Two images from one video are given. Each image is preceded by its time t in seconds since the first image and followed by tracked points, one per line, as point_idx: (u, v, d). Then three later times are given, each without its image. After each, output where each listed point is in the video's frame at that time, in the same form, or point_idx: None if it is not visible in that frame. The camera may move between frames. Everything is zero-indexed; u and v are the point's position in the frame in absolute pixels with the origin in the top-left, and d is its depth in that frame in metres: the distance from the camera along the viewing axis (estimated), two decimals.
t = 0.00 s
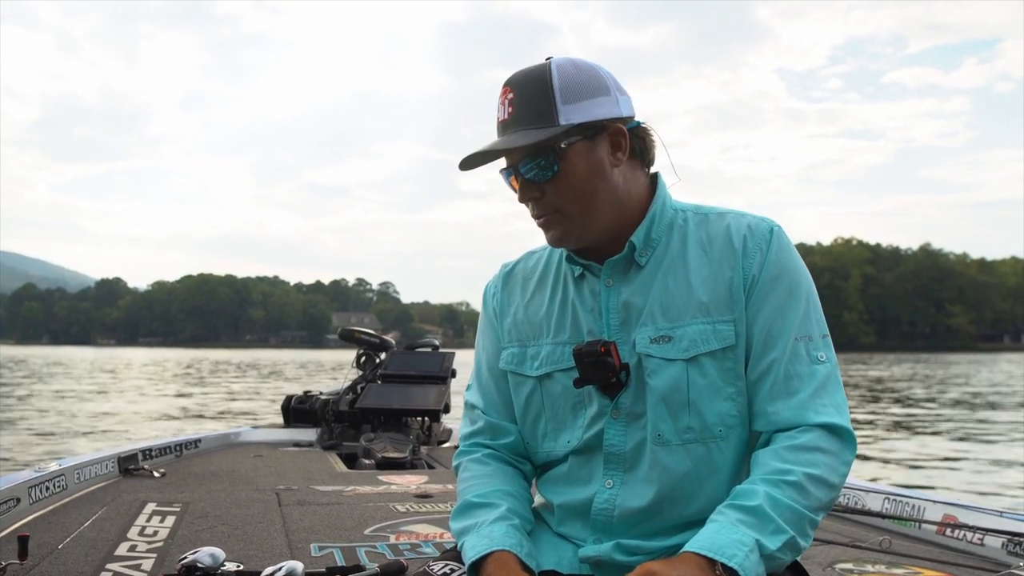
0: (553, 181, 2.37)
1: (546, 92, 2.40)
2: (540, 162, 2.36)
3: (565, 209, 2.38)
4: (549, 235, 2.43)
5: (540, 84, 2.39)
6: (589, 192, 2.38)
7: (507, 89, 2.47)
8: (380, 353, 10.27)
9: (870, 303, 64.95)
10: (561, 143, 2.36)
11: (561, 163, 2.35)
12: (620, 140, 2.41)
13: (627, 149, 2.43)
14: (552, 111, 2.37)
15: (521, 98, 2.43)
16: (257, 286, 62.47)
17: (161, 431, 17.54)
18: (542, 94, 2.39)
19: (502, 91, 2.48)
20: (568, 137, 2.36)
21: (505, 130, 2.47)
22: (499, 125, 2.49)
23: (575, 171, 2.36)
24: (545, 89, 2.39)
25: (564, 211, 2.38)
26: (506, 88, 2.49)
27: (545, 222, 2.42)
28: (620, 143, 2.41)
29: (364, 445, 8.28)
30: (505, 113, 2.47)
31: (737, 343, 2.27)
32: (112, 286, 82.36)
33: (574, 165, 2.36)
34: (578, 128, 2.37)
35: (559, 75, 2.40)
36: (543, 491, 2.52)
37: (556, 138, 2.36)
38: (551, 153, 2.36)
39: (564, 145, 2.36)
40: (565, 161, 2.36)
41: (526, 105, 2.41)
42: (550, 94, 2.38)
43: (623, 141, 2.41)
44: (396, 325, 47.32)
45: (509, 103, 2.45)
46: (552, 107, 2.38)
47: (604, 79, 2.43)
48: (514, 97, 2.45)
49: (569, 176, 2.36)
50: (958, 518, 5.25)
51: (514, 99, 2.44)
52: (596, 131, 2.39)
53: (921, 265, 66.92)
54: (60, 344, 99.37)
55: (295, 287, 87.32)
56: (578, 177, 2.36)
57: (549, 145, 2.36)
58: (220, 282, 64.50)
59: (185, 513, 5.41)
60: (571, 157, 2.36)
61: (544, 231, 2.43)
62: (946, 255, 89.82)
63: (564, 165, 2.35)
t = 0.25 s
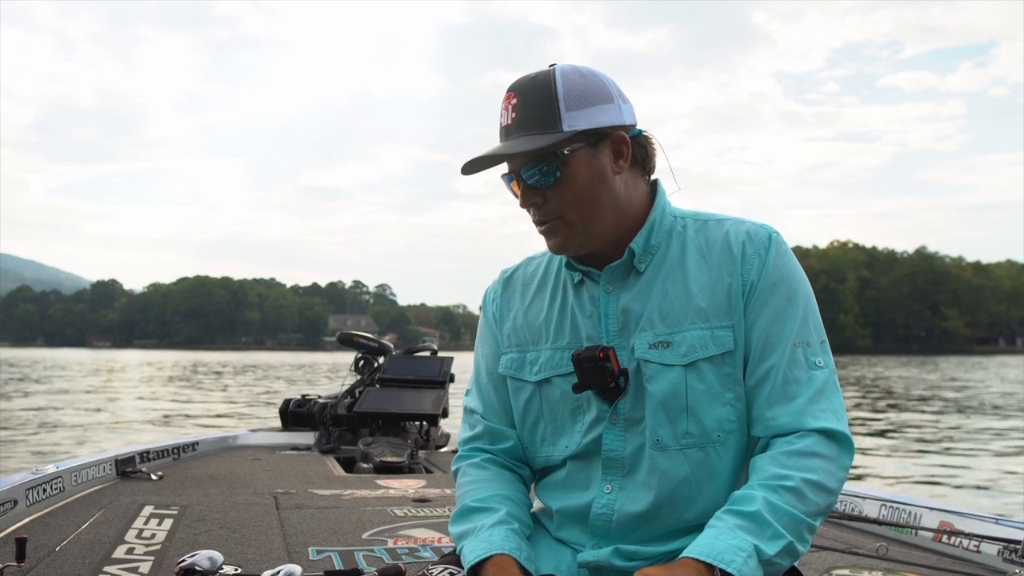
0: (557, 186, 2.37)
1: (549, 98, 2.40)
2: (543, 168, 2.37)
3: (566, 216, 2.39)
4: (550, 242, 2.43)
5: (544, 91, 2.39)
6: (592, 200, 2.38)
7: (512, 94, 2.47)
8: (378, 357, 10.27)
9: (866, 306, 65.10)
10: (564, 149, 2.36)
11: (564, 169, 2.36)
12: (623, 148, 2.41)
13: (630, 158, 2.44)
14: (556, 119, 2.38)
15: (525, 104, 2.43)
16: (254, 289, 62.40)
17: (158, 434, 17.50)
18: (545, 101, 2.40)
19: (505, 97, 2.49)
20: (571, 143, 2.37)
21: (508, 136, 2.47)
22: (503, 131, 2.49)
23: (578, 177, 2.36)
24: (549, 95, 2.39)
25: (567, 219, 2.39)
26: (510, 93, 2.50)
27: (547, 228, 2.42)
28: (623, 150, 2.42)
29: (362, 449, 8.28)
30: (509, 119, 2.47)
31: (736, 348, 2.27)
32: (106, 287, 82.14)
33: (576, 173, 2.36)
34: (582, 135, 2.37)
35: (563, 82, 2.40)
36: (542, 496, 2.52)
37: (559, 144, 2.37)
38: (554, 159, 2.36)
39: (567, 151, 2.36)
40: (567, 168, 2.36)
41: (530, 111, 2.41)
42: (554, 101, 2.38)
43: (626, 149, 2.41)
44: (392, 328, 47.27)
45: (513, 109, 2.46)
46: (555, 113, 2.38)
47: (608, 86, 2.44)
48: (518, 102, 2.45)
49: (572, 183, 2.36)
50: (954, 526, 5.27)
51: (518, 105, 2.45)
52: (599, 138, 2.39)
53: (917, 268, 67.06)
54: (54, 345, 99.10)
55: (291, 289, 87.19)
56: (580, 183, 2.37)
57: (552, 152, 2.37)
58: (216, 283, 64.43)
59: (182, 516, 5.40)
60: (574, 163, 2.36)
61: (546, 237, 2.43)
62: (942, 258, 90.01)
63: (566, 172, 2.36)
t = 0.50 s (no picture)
0: (558, 190, 2.37)
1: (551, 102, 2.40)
2: (545, 171, 2.37)
3: (568, 220, 2.39)
4: (552, 245, 2.43)
5: (547, 94, 2.39)
6: (593, 204, 2.39)
7: (515, 96, 2.47)
8: (377, 360, 10.26)
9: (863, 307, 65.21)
10: (566, 152, 2.36)
11: (566, 173, 2.36)
12: (624, 153, 2.42)
13: (633, 163, 2.45)
14: (558, 122, 2.38)
15: (528, 107, 2.42)
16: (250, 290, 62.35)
17: (155, 436, 17.47)
18: (547, 104, 2.40)
19: (508, 100, 2.48)
20: (574, 146, 2.37)
21: (510, 138, 2.46)
22: (505, 134, 2.49)
23: (579, 181, 2.37)
24: (551, 99, 2.39)
25: (568, 222, 2.39)
26: (512, 96, 2.49)
27: (549, 231, 2.42)
28: (625, 155, 2.43)
29: (361, 452, 8.27)
30: (512, 122, 2.47)
31: (737, 350, 2.27)
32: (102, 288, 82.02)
33: (579, 176, 2.37)
34: (584, 139, 2.37)
35: (566, 87, 2.40)
36: (541, 499, 2.52)
37: (561, 147, 2.37)
38: (556, 163, 2.37)
39: (569, 154, 2.36)
40: (569, 171, 2.36)
41: (533, 114, 2.41)
42: (556, 104, 2.39)
43: (631, 158, 2.43)
44: (389, 329, 47.24)
45: (516, 111, 2.45)
46: (558, 116, 2.38)
47: (610, 91, 2.44)
48: (521, 105, 2.45)
49: (575, 186, 2.37)
50: (953, 530, 5.28)
51: (521, 107, 2.44)
52: (600, 142, 2.40)
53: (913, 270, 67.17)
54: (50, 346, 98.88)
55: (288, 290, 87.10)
56: (582, 187, 2.37)
57: (555, 155, 2.37)
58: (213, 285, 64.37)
59: (181, 519, 5.39)
60: (576, 167, 2.37)
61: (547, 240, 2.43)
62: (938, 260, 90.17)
63: (569, 175, 2.36)
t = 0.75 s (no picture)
0: (560, 189, 2.37)
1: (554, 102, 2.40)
2: (547, 170, 2.37)
3: (570, 220, 2.39)
4: (553, 244, 2.43)
5: (551, 94, 2.39)
6: (594, 204, 2.39)
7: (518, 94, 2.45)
8: (376, 362, 10.25)
9: (859, 309, 65.30)
10: (569, 151, 2.36)
11: (569, 173, 2.36)
12: (627, 154, 2.43)
13: (636, 162, 2.46)
14: (562, 122, 2.38)
15: (531, 105, 2.41)
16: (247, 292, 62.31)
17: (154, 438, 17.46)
18: (550, 103, 2.39)
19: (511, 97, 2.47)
20: (577, 145, 2.37)
21: (513, 137, 2.45)
22: (507, 133, 2.47)
23: (582, 180, 2.37)
24: (553, 99, 2.39)
25: (569, 222, 2.39)
26: (515, 95, 2.48)
27: (550, 231, 2.41)
28: (628, 155, 2.43)
29: (360, 454, 8.27)
30: (514, 120, 2.45)
31: (735, 350, 2.27)
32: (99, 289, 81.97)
33: (580, 175, 2.36)
34: (588, 138, 2.37)
35: (570, 87, 2.40)
36: (540, 500, 2.52)
37: (564, 146, 2.37)
38: (560, 161, 2.36)
39: (571, 153, 2.36)
40: (572, 170, 2.36)
41: (535, 113, 2.41)
42: (559, 104, 2.38)
43: (632, 156, 2.42)
44: (385, 331, 47.30)
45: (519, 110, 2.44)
46: (560, 116, 2.38)
47: (612, 93, 2.44)
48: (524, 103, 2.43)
49: (578, 186, 2.37)
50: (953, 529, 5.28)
51: (524, 106, 2.43)
52: (603, 142, 2.39)
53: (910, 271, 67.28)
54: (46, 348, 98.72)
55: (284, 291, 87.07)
56: (585, 186, 2.37)
57: (557, 154, 2.37)
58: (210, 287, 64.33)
59: (180, 522, 5.38)
60: (579, 165, 2.37)
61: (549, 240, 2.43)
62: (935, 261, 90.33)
63: (572, 174, 2.36)
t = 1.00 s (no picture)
0: (599, 163, 2.40)
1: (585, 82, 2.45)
2: (588, 144, 2.40)
3: (607, 193, 2.41)
4: (587, 218, 2.41)
5: (583, 73, 2.43)
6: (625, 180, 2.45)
7: (544, 73, 2.44)
8: (375, 361, 10.25)
9: (857, 309, 65.36)
10: (606, 126, 2.42)
11: (609, 147, 2.40)
12: (637, 143, 2.55)
13: (643, 152, 2.57)
14: (596, 99, 2.43)
15: (564, 82, 2.42)
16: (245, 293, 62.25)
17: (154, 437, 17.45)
18: (583, 82, 2.43)
19: (535, 75, 2.44)
20: (611, 122, 2.43)
21: (541, 113, 2.42)
22: (534, 109, 2.43)
23: (617, 157, 2.42)
24: (587, 77, 2.43)
25: (607, 194, 2.41)
26: (536, 74, 2.46)
27: (587, 204, 2.40)
28: (637, 145, 2.55)
29: (360, 453, 8.27)
30: (541, 97, 2.43)
31: (732, 343, 2.28)
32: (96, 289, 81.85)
33: (615, 153, 2.42)
34: (618, 118, 2.45)
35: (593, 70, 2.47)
36: (540, 497, 2.52)
37: (601, 122, 2.42)
38: (600, 136, 2.40)
39: (609, 127, 2.41)
40: (608, 145, 2.41)
41: (568, 89, 2.41)
42: (592, 84, 2.44)
43: (641, 147, 2.55)
44: (383, 331, 47.34)
45: (549, 86, 2.42)
46: (594, 95, 2.43)
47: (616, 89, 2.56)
48: (554, 81, 2.42)
49: (615, 161, 2.42)
50: (953, 523, 5.30)
51: (555, 82, 2.42)
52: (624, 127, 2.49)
53: (907, 271, 67.35)
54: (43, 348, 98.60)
55: (282, 291, 87.02)
56: (619, 163, 2.43)
57: (597, 128, 2.41)
58: (207, 287, 64.28)
59: (181, 521, 5.38)
60: (613, 142, 2.42)
61: (581, 215, 2.41)
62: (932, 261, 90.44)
63: (609, 149, 2.40)
